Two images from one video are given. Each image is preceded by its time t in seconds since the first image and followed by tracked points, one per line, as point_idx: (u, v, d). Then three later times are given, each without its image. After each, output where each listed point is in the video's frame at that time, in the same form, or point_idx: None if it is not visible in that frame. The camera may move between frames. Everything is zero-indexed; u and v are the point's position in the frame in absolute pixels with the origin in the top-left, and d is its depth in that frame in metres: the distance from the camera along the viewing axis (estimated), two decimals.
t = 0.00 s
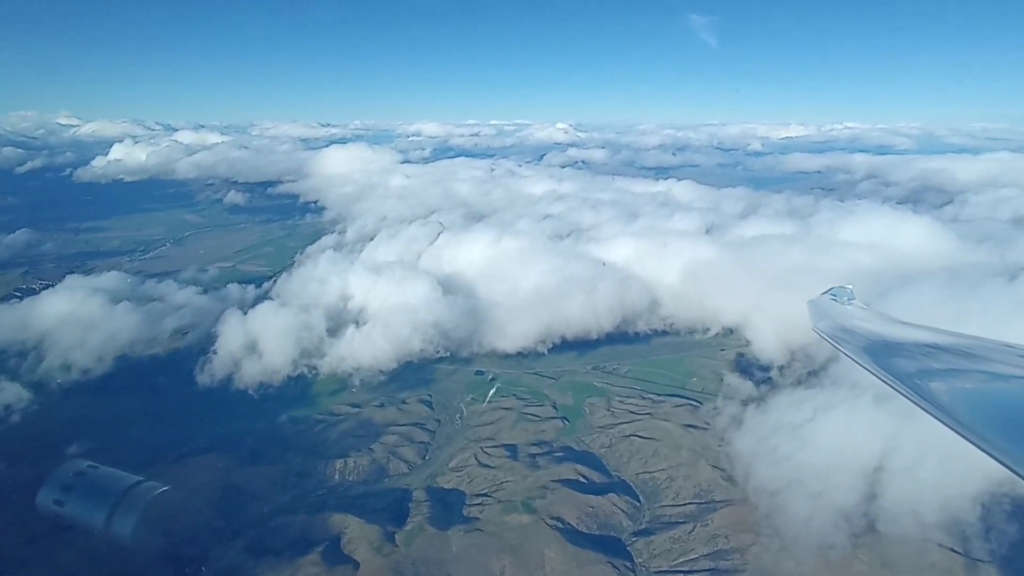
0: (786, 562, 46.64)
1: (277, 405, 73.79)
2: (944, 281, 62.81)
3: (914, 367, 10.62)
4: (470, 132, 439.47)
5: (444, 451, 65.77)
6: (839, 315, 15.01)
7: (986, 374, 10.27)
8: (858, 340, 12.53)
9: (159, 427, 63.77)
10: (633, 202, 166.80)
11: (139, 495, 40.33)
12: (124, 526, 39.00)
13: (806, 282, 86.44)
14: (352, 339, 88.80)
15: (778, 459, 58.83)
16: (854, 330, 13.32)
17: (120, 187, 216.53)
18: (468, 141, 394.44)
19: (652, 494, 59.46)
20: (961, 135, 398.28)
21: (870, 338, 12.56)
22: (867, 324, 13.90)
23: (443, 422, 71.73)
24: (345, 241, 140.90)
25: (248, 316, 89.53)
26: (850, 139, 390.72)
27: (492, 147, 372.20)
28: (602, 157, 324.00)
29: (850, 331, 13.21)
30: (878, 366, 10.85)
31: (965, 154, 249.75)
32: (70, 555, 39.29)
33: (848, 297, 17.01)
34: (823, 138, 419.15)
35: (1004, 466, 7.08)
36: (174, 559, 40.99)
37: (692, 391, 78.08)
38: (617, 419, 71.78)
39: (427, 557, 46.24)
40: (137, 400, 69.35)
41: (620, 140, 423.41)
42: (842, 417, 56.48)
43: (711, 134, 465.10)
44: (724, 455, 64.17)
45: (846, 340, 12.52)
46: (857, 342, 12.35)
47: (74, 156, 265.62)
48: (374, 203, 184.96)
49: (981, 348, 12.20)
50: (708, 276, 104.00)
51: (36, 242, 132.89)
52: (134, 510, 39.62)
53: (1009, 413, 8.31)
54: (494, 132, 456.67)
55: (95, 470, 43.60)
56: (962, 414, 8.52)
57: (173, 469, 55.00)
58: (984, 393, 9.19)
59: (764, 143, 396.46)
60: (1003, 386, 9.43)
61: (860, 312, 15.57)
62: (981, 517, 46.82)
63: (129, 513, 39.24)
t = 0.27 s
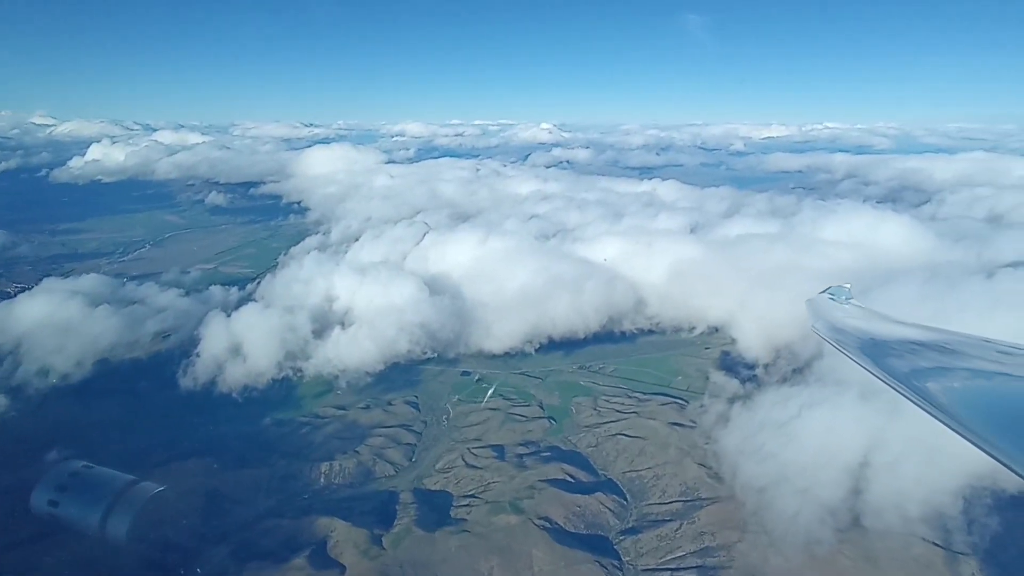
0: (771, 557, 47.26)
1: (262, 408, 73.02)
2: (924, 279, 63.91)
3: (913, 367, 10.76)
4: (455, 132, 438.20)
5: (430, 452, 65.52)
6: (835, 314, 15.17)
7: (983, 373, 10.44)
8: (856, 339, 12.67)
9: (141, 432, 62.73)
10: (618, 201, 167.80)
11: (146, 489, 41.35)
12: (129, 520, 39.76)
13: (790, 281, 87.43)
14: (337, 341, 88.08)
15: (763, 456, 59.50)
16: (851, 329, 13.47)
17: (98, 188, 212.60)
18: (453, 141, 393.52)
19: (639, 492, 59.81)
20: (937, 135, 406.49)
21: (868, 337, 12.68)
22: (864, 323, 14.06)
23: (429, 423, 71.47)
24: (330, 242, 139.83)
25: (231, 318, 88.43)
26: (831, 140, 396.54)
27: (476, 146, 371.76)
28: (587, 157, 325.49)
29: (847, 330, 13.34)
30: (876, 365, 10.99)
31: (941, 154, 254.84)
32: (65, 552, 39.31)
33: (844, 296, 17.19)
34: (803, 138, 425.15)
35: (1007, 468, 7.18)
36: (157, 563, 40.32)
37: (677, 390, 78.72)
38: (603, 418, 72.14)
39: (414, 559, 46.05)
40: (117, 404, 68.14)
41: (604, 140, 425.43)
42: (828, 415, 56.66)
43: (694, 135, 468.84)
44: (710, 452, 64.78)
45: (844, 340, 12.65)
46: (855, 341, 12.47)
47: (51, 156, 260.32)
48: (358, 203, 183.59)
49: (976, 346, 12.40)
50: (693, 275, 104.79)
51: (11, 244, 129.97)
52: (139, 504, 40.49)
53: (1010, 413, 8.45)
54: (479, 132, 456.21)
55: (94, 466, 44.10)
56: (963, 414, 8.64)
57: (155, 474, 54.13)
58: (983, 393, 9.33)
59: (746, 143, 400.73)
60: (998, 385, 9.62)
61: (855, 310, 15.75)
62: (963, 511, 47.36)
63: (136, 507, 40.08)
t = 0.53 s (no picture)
0: (759, 553, 47.78)
1: (247, 412, 72.24)
2: (905, 275, 65.04)
3: (912, 365, 10.95)
4: (439, 131, 436.68)
5: (417, 453, 65.27)
6: (834, 314, 15.42)
7: (981, 370, 10.63)
8: (857, 337, 12.86)
9: (123, 437, 61.73)
10: (604, 200, 168.39)
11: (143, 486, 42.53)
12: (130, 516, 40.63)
13: (775, 279, 88.49)
14: (324, 342, 87.33)
15: (749, 452, 60.17)
16: (851, 329, 13.67)
17: (75, 189, 208.57)
18: (438, 140, 392.16)
19: (626, 490, 60.16)
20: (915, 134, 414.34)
21: (869, 337, 12.88)
22: (864, 322, 14.26)
23: (416, 424, 71.18)
24: (314, 242, 138.61)
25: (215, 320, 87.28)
26: (811, 138, 402.29)
27: (461, 146, 370.83)
28: (572, 155, 326.28)
29: (848, 330, 13.52)
30: (877, 363, 11.15)
31: (919, 152, 259.53)
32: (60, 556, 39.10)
33: (843, 294, 17.51)
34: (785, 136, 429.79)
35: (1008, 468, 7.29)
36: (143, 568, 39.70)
37: (664, 387, 79.32)
38: (590, 416, 72.45)
39: (402, 561, 45.75)
40: (99, 409, 66.98)
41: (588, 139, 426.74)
42: (812, 410, 56.86)
43: (678, 134, 472.00)
44: (696, 449, 65.41)
45: (845, 338, 12.83)
46: (856, 340, 12.66)
47: (26, 156, 254.90)
48: (343, 203, 182.02)
49: (972, 341, 12.68)
50: (679, 273, 105.56)
51: None
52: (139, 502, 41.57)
53: (1010, 412, 8.62)
54: (463, 131, 454.91)
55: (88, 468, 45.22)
56: (965, 415, 8.80)
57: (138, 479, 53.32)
58: (985, 391, 9.48)
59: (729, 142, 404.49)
60: (998, 384, 9.78)
61: (854, 309, 16.01)
62: (946, 503, 49.21)
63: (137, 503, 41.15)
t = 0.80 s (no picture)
0: (744, 549, 48.26)
1: (229, 414, 71.31)
2: (885, 272, 66.23)
3: (906, 363, 11.15)
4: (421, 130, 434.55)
5: (403, 454, 64.94)
6: (828, 312, 15.59)
7: (975, 369, 10.79)
8: (851, 336, 13.00)
9: (103, 441, 60.58)
10: (588, 199, 168.90)
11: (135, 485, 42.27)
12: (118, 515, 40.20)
13: (758, 276, 89.52)
14: (308, 343, 86.41)
15: (734, 448, 60.89)
16: (845, 327, 13.82)
17: (49, 189, 203.99)
18: (421, 139, 390.47)
19: (612, 488, 60.49)
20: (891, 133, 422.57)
21: (866, 335, 13.04)
22: (856, 320, 14.46)
23: (401, 425, 70.80)
24: (297, 242, 137.17)
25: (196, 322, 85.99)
26: (791, 137, 408.22)
27: (445, 145, 369.58)
28: (556, 155, 326.95)
29: (842, 328, 13.67)
30: (872, 362, 11.27)
31: (895, 151, 264.54)
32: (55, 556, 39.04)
33: (838, 293, 17.74)
34: (766, 135, 434.81)
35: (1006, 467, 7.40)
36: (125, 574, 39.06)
37: (649, 385, 79.93)
38: (575, 415, 72.75)
39: (388, 563, 45.45)
40: (76, 413, 65.60)
41: (572, 139, 427.77)
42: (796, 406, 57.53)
43: (659, 133, 475.38)
44: (681, 446, 66.00)
45: (839, 337, 12.96)
46: (850, 339, 12.80)
47: None
48: (326, 202, 180.25)
49: (961, 338, 12.90)
50: (664, 271, 106.33)
51: None
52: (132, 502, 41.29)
53: (1005, 413, 8.76)
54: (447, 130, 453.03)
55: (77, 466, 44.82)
56: (962, 415, 8.92)
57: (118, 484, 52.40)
58: (978, 392, 9.63)
59: (711, 141, 408.16)
60: (992, 384, 9.93)
61: (848, 308, 16.19)
62: (927, 496, 50.21)
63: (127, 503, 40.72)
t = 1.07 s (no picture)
0: (732, 545, 48.74)
1: (213, 417, 70.40)
2: (867, 269, 67.28)
3: (901, 359, 11.43)
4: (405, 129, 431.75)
5: (389, 455, 64.60)
6: (822, 311, 15.84)
7: (967, 364, 11.02)
8: (845, 334, 13.21)
9: (83, 446, 59.43)
10: (574, 198, 169.23)
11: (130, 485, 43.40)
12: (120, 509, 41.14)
13: (743, 274, 90.41)
14: (293, 345, 85.48)
15: (720, 445, 61.49)
16: (839, 325, 14.05)
17: (23, 189, 199.21)
18: (406, 138, 388.16)
19: (599, 486, 60.82)
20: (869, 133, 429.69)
21: (862, 332, 13.28)
22: (849, 318, 14.70)
23: (388, 426, 70.43)
24: (281, 243, 135.65)
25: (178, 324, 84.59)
26: (773, 137, 413.19)
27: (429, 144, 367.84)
28: (541, 154, 327.01)
29: (836, 327, 13.89)
30: (867, 359, 11.47)
31: (874, 151, 268.90)
32: (46, 553, 38.51)
33: (834, 292, 18.03)
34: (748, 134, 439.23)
35: (1000, 463, 7.57)
36: None
37: (635, 383, 80.42)
38: (562, 413, 72.99)
39: (376, 565, 45.24)
40: (55, 417, 64.28)
41: (556, 138, 428.04)
42: (783, 401, 58.38)
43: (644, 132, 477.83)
44: (667, 443, 66.54)
45: (834, 335, 13.16)
46: (845, 336, 13.00)
47: None
48: (310, 202, 178.31)
49: (952, 334, 13.18)
50: (650, 270, 106.94)
51: None
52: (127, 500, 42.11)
53: (999, 409, 8.97)
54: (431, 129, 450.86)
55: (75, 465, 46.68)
56: (956, 413, 9.11)
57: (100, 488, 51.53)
58: (971, 389, 9.84)
59: (694, 140, 410.92)
60: (983, 380, 10.15)
61: (842, 306, 16.44)
62: (910, 490, 50.98)
63: (128, 498, 41.97)
